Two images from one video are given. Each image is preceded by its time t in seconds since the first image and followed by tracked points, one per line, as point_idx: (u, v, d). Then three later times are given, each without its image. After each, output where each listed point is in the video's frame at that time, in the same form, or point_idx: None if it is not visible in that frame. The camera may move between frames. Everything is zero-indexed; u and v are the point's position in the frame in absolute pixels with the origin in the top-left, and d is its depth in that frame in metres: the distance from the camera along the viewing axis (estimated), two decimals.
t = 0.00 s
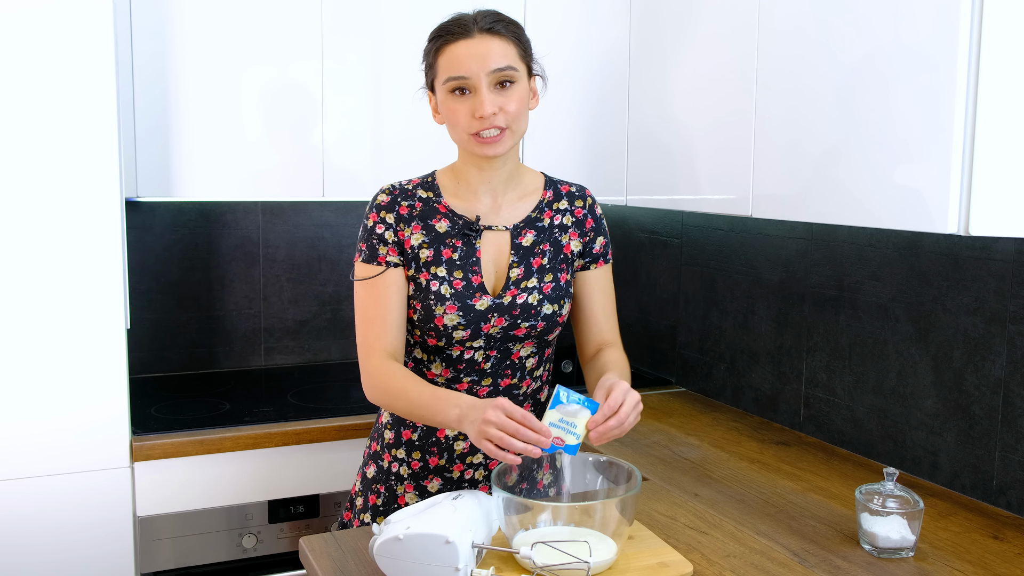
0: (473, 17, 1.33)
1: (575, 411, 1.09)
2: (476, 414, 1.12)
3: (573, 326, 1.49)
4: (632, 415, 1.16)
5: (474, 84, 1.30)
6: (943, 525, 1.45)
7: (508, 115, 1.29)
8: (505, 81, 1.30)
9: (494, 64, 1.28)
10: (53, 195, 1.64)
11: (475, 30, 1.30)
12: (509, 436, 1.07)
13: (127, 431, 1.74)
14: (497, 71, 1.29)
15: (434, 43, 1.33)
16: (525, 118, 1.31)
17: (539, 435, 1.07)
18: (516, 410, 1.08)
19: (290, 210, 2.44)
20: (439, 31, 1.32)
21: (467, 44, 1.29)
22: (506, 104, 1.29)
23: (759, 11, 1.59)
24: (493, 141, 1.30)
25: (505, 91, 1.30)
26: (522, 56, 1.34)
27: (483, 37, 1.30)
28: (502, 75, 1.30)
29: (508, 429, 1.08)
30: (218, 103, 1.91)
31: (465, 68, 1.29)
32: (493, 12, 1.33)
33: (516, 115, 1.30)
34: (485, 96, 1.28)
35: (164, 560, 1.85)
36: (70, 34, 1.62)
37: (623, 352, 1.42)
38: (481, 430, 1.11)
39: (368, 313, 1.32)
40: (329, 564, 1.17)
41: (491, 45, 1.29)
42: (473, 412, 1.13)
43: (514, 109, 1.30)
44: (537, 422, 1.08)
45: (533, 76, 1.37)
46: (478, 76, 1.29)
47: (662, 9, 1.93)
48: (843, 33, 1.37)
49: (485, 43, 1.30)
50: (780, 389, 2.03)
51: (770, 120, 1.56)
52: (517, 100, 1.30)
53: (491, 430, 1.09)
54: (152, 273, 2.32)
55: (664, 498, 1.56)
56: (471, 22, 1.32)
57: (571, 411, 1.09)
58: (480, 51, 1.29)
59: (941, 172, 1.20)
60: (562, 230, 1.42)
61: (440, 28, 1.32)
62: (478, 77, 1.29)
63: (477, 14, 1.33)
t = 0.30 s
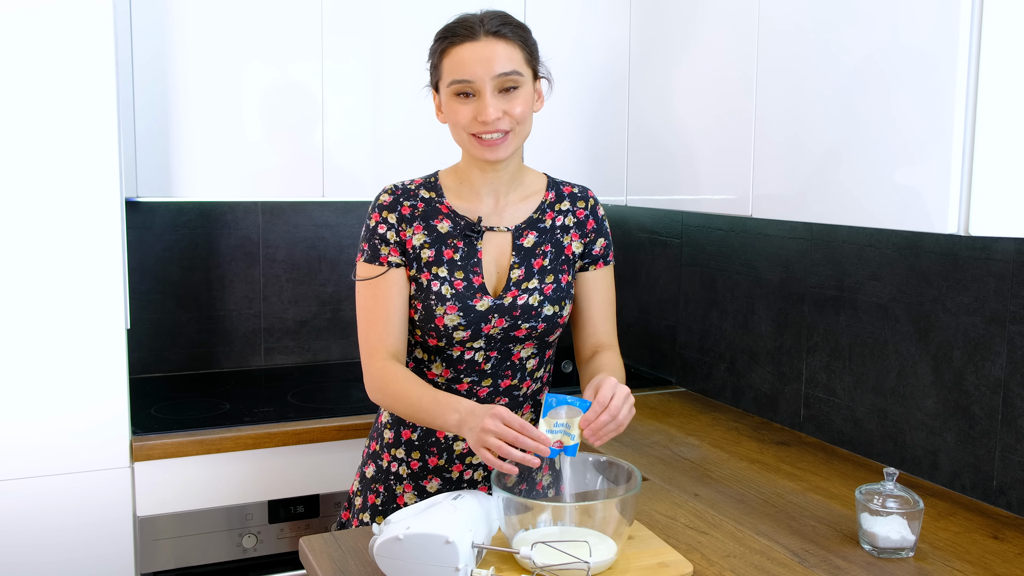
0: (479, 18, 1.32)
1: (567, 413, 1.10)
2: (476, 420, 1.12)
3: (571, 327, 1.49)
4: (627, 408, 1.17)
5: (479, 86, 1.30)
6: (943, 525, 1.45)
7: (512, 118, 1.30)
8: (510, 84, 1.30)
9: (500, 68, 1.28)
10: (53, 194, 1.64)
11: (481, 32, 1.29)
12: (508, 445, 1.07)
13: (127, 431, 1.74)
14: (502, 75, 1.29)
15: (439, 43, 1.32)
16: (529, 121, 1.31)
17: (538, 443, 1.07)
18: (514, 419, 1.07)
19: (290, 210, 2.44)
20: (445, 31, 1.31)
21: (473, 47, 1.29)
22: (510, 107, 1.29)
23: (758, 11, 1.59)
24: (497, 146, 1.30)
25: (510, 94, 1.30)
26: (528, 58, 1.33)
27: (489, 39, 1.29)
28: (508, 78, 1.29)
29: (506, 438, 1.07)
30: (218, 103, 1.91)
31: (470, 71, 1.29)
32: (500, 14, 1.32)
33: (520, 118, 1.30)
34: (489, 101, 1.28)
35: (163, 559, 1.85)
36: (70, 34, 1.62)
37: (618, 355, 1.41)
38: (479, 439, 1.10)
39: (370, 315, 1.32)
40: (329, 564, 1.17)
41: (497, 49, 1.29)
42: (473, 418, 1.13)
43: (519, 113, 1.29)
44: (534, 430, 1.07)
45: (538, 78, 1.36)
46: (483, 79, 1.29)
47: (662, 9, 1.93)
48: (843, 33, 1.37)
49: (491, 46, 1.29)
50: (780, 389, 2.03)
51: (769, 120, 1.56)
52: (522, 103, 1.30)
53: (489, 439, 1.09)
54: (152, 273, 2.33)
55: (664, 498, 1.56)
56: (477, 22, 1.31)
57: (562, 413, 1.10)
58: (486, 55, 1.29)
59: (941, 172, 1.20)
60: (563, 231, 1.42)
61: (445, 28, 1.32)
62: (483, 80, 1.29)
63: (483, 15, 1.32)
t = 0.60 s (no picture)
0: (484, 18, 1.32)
1: (573, 414, 1.10)
2: (473, 415, 1.12)
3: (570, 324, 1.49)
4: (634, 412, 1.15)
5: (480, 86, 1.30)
6: (943, 525, 1.45)
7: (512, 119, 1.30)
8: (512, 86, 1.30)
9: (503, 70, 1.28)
10: (53, 195, 1.64)
11: (485, 32, 1.29)
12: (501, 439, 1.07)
13: (127, 431, 1.74)
14: (504, 75, 1.29)
15: (443, 40, 1.32)
16: (529, 123, 1.31)
17: (532, 441, 1.07)
18: (510, 413, 1.07)
19: (290, 210, 2.44)
20: (449, 29, 1.31)
21: (476, 46, 1.29)
22: (511, 108, 1.29)
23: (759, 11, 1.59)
24: (496, 147, 1.30)
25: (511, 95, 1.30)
26: (531, 61, 1.33)
27: (492, 40, 1.29)
28: (509, 79, 1.29)
29: (501, 431, 1.07)
30: (218, 103, 1.91)
31: (472, 70, 1.29)
32: (504, 15, 1.32)
33: (520, 120, 1.30)
34: (490, 101, 1.28)
35: (164, 559, 1.85)
36: (70, 34, 1.62)
37: (617, 352, 1.42)
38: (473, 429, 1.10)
39: (370, 315, 1.33)
40: (329, 564, 1.17)
41: (500, 49, 1.29)
42: (472, 414, 1.13)
43: (519, 114, 1.30)
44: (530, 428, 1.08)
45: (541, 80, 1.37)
46: (484, 79, 1.29)
47: (663, 9, 1.93)
48: (842, 33, 1.38)
49: (494, 46, 1.29)
50: (780, 389, 2.03)
51: (770, 120, 1.56)
52: (523, 105, 1.30)
53: (483, 429, 1.09)
54: (152, 273, 2.32)
55: (664, 498, 1.56)
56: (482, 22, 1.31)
57: (570, 412, 1.10)
58: (488, 55, 1.29)
59: (941, 172, 1.20)
60: (562, 230, 1.41)
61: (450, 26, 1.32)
62: (484, 80, 1.29)
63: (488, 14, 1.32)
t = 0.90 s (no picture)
0: (489, 28, 1.28)
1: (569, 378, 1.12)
2: (471, 391, 1.13)
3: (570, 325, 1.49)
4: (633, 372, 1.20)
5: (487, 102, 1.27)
6: (943, 525, 1.45)
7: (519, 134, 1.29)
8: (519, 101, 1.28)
9: (511, 88, 1.25)
10: (53, 195, 1.64)
11: (492, 47, 1.26)
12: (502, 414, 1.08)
13: (127, 431, 1.74)
14: (514, 92, 1.26)
15: (448, 50, 1.28)
16: (534, 134, 1.31)
17: (532, 413, 1.08)
18: (508, 387, 1.08)
19: (290, 211, 2.44)
20: (455, 41, 1.27)
21: (483, 63, 1.26)
22: (519, 123, 1.28)
23: (758, 11, 1.59)
24: (502, 161, 1.30)
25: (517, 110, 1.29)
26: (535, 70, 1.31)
27: (499, 56, 1.26)
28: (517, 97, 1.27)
29: (500, 405, 1.08)
30: (218, 103, 1.91)
31: (481, 88, 1.26)
32: (511, 24, 1.28)
33: (526, 134, 1.30)
34: (499, 119, 1.27)
35: (164, 560, 1.85)
36: (70, 34, 1.62)
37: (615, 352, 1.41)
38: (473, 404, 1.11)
39: (372, 312, 1.32)
40: (329, 564, 1.17)
41: (509, 66, 1.26)
42: (470, 390, 1.13)
43: (526, 129, 1.29)
44: (529, 401, 1.08)
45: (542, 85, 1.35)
46: (493, 96, 1.26)
47: (663, 10, 1.93)
48: (843, 33, 1.37)
49: (501, 62, 1.26)
50: (781, 389, 2.03)
51: (769, 120, 1.56)
52: (530, 118, 1.29)
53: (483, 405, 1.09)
54: (152, 273, 2.33)
55: (664, 498, 1.56)
56: (488, 33, 1.27)
57: (567, 378, 1.12)
58: (497, 71, 1.26)
59: (941, 173, 1.20)
60: (564, 230, 1.41)
61: (455, 36, 1.27)
62: (493, 98, 1.26)
63: (493, 23, 1.28)
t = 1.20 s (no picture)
0: (504, 38, 1.28)
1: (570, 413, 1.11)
2: (476, 418, 1.12)
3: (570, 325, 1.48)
4: (633, 407, 1.18)
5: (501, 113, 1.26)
6: (943, 525, 1.45)
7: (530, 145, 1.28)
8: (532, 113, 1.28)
9: (527, 100, 1.25)
10: (53, 194, 1.64)
11: (508, 58, 1.26)
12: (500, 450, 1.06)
13: (127, 431, 1.74)
14: (530, 105, 1.26)
15: (464, 58, 1.27)
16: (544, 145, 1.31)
17: (533, 449, 1.07)
18: (513, 421, 1.07)
19: (291, 210, 2.44)
20: (470, 52, 1.27)
21: (499, 75, 1.25)
22: (532, 135, 1.28)
23: (759, 11, 1.59)
24: (513, 171, 1.29)
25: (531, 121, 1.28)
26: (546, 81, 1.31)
27: (515, 67, 1.26)
28: (533, 109, 1.27)
29: (501, 438, 1.07)
30: (218, 103, 1.91)
31: (496, 98, 1.25)
32: (527, 36, 1.28)
33: (538, 144, 1.29)
34: (514, 130, 1.26)
35: (164, 559, 1.85)
36: (70, 34, 1.62)
37: (615, 355, 1.40)
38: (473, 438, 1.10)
39: (376, 313, 1.32)
40: (329, 564, 1.17)
41: (526, 79, 1.25)
42: (475, 415, 1.12)
43: (539, 140, 1.29)
44: (530, 436, 1.08)
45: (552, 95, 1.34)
46: (507, 108, 1.25)
47: (662, 10, 1.93)
48: (842, 33, 1.38)
49: (517, 74, 1.25)
50: (781, 389, 2.03)
51: (770, 119, 1.56)
52: (542, 130, 1.29)
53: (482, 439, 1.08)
54: (152, 273, 2.33)
55: (664, 498, 1.56)
56: (503, 45, 1.27)
57: (568, 413, 1.11)
58: (515, 83, 1.25)
59: (941, 173, 1.20)
60: (566, 232, 1.41)
61: (470, 47, 1.27)
62: (508, 109, 1.25)
63: (508, 34, 1.28)
